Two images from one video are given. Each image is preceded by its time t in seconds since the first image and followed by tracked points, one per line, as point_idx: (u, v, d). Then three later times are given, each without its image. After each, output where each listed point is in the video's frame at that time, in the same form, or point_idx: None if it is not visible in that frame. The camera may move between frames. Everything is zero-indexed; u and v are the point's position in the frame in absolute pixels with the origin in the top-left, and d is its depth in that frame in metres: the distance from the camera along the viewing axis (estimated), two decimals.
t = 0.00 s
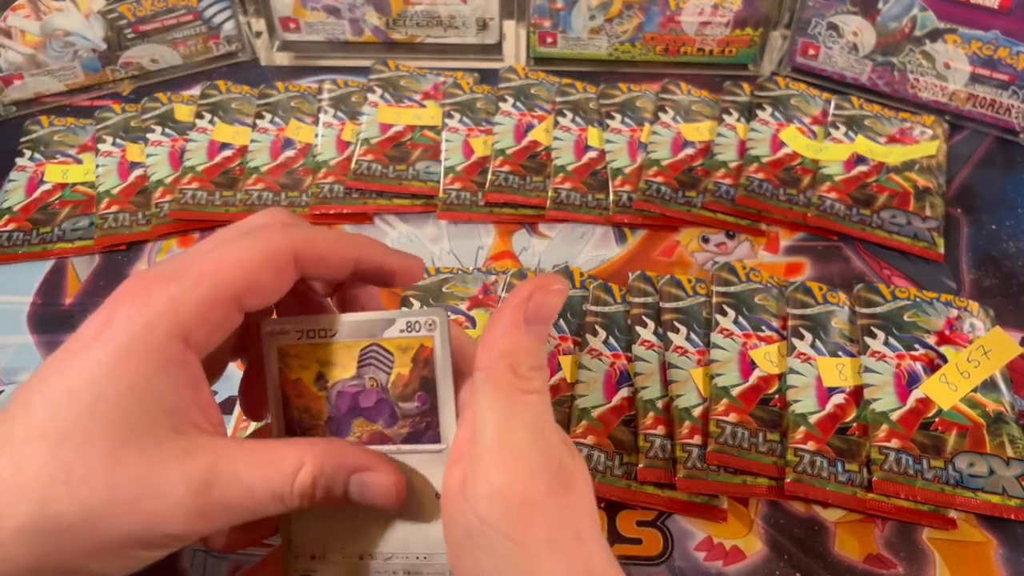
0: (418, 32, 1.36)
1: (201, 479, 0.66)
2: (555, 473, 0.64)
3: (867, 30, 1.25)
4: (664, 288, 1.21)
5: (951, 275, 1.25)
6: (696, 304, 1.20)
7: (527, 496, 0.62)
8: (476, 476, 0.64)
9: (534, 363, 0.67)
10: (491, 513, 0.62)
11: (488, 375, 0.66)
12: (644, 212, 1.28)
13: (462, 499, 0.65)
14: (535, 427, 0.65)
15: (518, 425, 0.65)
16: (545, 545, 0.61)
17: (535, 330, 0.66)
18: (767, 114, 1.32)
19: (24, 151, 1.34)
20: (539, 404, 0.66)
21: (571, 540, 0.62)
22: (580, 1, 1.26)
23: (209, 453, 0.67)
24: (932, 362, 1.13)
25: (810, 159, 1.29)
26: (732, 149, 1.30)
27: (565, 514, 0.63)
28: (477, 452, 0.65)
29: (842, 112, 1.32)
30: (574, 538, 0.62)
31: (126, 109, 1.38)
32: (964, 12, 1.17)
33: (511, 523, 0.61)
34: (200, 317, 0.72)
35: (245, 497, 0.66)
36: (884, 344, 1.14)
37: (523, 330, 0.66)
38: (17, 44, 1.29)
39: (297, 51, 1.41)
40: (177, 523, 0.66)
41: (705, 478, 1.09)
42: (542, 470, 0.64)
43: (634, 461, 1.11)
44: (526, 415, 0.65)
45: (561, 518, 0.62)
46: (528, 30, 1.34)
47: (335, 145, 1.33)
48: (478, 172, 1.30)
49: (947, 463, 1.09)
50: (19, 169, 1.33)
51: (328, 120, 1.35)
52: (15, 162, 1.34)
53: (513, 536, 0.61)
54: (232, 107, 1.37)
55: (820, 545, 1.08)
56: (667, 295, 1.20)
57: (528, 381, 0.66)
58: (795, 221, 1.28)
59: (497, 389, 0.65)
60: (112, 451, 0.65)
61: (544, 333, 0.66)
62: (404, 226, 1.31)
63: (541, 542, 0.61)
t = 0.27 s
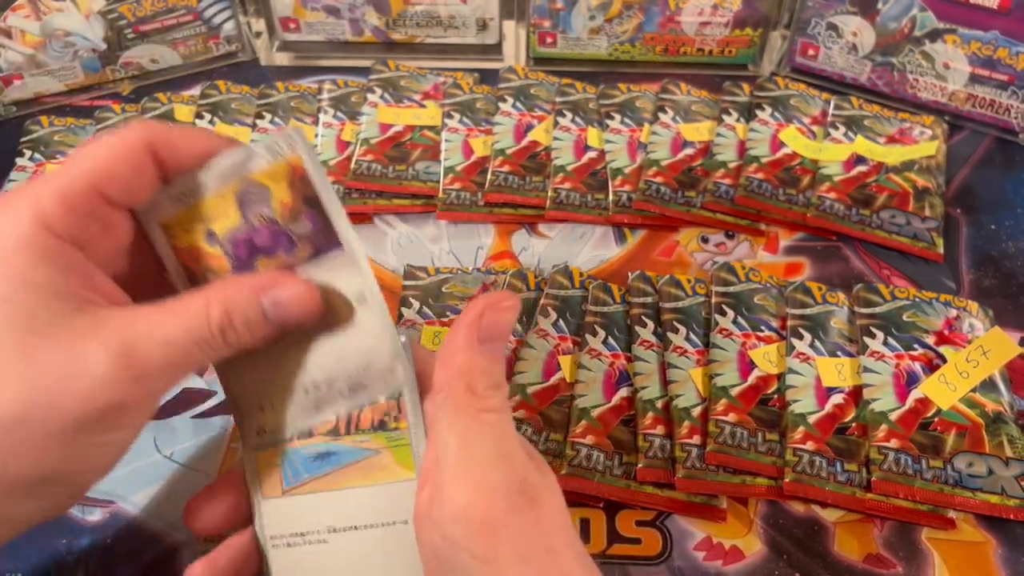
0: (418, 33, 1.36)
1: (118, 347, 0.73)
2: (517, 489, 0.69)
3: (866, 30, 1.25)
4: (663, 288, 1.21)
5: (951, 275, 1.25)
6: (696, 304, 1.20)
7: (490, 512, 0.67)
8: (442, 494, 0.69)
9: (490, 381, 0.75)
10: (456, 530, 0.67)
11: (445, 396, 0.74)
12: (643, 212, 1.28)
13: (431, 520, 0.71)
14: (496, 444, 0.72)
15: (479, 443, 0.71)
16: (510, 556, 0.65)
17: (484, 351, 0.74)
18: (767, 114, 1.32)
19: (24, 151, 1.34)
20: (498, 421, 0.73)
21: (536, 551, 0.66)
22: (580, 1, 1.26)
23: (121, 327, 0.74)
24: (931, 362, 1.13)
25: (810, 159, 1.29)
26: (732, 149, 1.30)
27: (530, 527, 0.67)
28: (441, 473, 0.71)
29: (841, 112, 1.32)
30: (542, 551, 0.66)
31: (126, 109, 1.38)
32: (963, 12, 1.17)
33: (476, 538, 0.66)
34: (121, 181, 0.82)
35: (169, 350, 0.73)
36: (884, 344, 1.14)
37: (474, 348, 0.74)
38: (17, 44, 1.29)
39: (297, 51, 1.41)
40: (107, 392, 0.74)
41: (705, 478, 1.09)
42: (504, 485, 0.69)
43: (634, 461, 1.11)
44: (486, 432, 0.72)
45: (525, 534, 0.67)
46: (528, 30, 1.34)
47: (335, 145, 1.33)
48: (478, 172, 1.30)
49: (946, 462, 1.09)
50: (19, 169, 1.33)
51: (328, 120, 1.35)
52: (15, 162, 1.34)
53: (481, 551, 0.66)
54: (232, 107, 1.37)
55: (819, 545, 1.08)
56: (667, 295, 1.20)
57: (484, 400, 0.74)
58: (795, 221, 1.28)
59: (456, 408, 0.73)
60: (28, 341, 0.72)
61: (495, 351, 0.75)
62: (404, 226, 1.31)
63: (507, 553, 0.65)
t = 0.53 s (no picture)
0: (418, 33, 1.36)
1: None
2: (569, 468, 0.73)
3: (866, 30, 1.25)
4: (663, 288, 1.21)
5: (951, 275, 1.25)
6: (696, 304, 1.20)
7: (546, 485, 0.70)
8: (496, 463, 0.73)
9: (548, 355, 0.78)
10: (511, 502, 0.70)
11: (501, 367, 0.76)
12: (643, 212, 1.28)
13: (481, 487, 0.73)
14: (549, 421, 0.75)
15: (535, 417, 0.74)
16: (564, 529, 0.69)
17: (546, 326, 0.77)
18: (767, 114, 1.32)
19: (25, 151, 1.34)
20: (552, 397, 0.77)
21: (587, 531, 0.70)
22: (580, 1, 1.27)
23: None
24: (931, 362, 1.13)
25: (810, 159, 1.29)
26: (732, 149, 1.30)
27: (580, 505, 0.71)
28: (495, 443, 0.74)
29: (841, 112, 1.32)
30: (590, 531, 0.70)
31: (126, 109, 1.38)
32: (963, 12, 1.17)
33: (531, 509, 0.69)
34: (84, 151, 0.77)
35: None
36: (884, 344, 1.14)
37: (535, 319, 0.76)
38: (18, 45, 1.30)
39: (297, 51, 1.41)
40: None
41: (705, 478, 1.09)
42: (557, 461, 0.72)
43: (634, 461, 1.11)
44: (541, 409, 0.75)
45: (577, 509, 0.70)
46: (528, 30, 1.34)
47: (335, 145, 1.33)
48: (478, 172, 1.30)
49: (946, 462, 1.09)
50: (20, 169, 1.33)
51: (328, 120, 1.35)
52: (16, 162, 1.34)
53: (534, 522, 0.69)
54: (231, 107, 1.37)
55: (819, 545, 1.08)
56: (666, 295, 1.20)
57: (542, 373, 0.77)
58: (795, 221, 1.28)
59: (511, 379, 0.76)
60: None
61: (555, 323, 0.77)
62: (404, 226, 1.31)
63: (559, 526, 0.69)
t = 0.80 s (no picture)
0: (418, 33, 1.36)
1: None
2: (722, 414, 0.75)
3: (867, 30, 1.25)
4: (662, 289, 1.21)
5: (951, 275, 1.25)
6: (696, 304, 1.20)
7: (699, 428, 0.73)
8: (649, 394, 0.74)
9: (725, 299, 0.75)
10: (658, 434, 0.72)
11: (680, 302, 0.75)
12: (644, 212, 1.28)
13: (627, 411, 0.75)
14: (714, 362, 0.75)
15: (699, 356, 0.74)
16: (700, 474, 0.72)
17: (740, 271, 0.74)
18: (767, 114, 1.32)
19: (24, 151, 1.34)
20: (723, 340, 0.75)
21: (719, 477, 0.73)
22: (580, 1, 1.26)
23: None
24: (932, 362, 1.13)
25: (810, 159, 1.29)
26: (732, 149, 1.30)
27: (723, 450, 0.74)
28: (646, 372, 0.76)
29: (842, 112, 1.32)
30: (723, 479, 0.74)
31: (126, 108, 1.38)
32: (964, 12, 1.17)
33: (677, 448, 0.72)
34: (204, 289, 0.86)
35: None
36: (885, 344, 1.14)
37: (718, 260, 0.73)
38: (17, 45, 1.29)
39: (297, 51, 1.41)
40: None
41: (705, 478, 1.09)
42: (712, 406, 0.74)
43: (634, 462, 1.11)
44: (707, 350, 0.75)
45: (720, 453, 0.74)
46: (528, 30, 1.34)
47: (335, 145, 1.33)
48: (478, 172, 1.30)
49: (947, 463, 1.09)
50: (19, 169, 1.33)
51: (328, 120, 1.35)
52: (15, 162, 1.34)
53: (675, 460, 0.72)
54: (231, 107, 1.37)
55: (819, 545, 1.08)
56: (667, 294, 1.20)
57: (717, 315, 0.75)
58: (795, 221, 1.28)
59: (689, 320, 0.75)
60: (10, 277, 0.82)
61: (738, 268, 0.74)
62: (404, 226, 1.30)
63: (699, 467, 0.73)
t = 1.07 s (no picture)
0: (417, 32, 1.36)
1: None
2: (698, 421, 0.73)
3: (867, 29, 1.24)
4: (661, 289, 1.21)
5: (952, 275, 1.25)
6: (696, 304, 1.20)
7: (674, 437, 0.71)
8: (626, 404, 0.73)
9: (698, 308, 0.71)
10: (635, 444, 0.72)
11: (654, 313, 0.72)
12: (643, 212, 1.28)
13: (607, 421, 0.75)
14: (689, 372, 0.73)
15: (675, 365, 0.72)
16: (676, 482, 0.71)
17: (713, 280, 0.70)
18: (767, 114, 1.32)
19: (23, 151, 1.34)
20: (697, 350, 0.73)
21: (698, 485, 0.72)
22: (580, 1, 1.26)
23: None
24: (932, 362, 1.13)
25: (810, 159, 1.29)
26: (732, 149, 1.30)
27: (700, 458, 0.73)
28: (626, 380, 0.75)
29: (842, 111, 1.32)
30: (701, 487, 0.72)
31: (125, 108, 1.37)
32: (965, 12, 1.17)
33: (651, 459, 0.71)
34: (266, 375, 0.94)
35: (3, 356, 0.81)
36: (885, 344, 1.14)
37: (688, 272, 0.70)
38: (15, 44, 1.29)
39: (296, 51, 1.41)
40: None
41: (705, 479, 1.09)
42: (688, 414, 0.72)
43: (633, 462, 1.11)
44: (681, 360, 0.72)
45: (698, 461, 0.72)
46: (528, 29, 1.34)
47: (334, 145, 1.33)
48: (478, 172, 1.30)
49: (948, 463, 1.09)
50: (17, 168, 1.32)
51: (327, 119, 1.35)
52: (14, 162, 1.34)
53: (650, 469, 0.71)
54: (230, 107, 1.36)
55: (820, 546, 1.08)
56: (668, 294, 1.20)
57: (689, 325, 0.72)
58: (795, 221, 1.28)
59: (663, 330, 0.72)
60: (93, 339, 0.82)
61: (710, 278, 0.70)
62: (403, 226, 1.30)
63: (676, 477, 0.71)
